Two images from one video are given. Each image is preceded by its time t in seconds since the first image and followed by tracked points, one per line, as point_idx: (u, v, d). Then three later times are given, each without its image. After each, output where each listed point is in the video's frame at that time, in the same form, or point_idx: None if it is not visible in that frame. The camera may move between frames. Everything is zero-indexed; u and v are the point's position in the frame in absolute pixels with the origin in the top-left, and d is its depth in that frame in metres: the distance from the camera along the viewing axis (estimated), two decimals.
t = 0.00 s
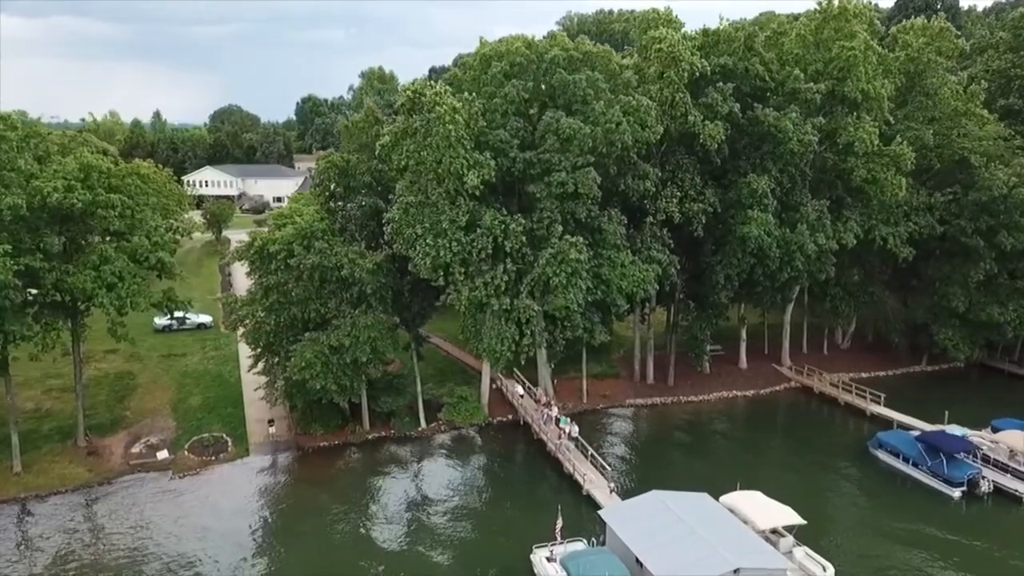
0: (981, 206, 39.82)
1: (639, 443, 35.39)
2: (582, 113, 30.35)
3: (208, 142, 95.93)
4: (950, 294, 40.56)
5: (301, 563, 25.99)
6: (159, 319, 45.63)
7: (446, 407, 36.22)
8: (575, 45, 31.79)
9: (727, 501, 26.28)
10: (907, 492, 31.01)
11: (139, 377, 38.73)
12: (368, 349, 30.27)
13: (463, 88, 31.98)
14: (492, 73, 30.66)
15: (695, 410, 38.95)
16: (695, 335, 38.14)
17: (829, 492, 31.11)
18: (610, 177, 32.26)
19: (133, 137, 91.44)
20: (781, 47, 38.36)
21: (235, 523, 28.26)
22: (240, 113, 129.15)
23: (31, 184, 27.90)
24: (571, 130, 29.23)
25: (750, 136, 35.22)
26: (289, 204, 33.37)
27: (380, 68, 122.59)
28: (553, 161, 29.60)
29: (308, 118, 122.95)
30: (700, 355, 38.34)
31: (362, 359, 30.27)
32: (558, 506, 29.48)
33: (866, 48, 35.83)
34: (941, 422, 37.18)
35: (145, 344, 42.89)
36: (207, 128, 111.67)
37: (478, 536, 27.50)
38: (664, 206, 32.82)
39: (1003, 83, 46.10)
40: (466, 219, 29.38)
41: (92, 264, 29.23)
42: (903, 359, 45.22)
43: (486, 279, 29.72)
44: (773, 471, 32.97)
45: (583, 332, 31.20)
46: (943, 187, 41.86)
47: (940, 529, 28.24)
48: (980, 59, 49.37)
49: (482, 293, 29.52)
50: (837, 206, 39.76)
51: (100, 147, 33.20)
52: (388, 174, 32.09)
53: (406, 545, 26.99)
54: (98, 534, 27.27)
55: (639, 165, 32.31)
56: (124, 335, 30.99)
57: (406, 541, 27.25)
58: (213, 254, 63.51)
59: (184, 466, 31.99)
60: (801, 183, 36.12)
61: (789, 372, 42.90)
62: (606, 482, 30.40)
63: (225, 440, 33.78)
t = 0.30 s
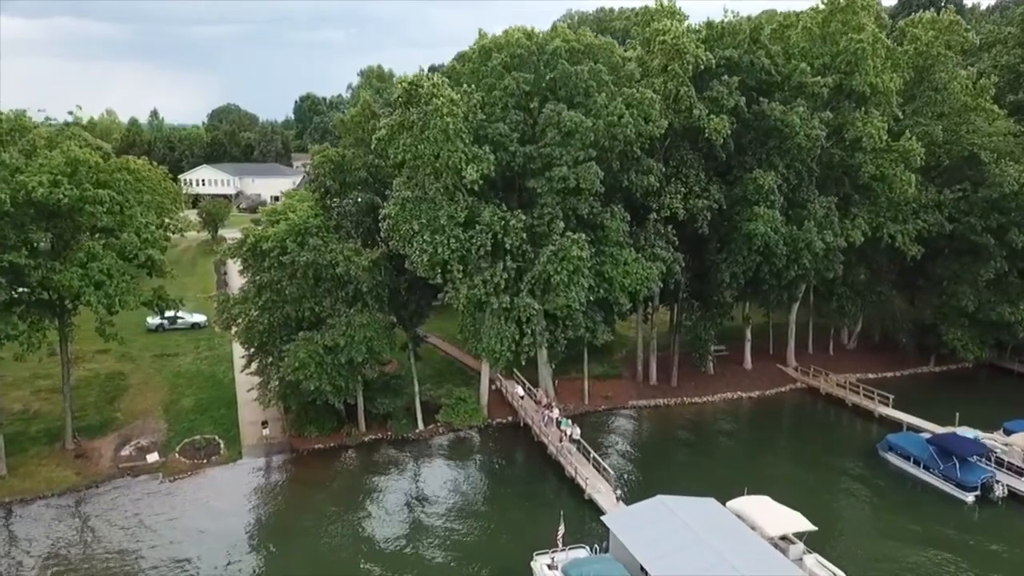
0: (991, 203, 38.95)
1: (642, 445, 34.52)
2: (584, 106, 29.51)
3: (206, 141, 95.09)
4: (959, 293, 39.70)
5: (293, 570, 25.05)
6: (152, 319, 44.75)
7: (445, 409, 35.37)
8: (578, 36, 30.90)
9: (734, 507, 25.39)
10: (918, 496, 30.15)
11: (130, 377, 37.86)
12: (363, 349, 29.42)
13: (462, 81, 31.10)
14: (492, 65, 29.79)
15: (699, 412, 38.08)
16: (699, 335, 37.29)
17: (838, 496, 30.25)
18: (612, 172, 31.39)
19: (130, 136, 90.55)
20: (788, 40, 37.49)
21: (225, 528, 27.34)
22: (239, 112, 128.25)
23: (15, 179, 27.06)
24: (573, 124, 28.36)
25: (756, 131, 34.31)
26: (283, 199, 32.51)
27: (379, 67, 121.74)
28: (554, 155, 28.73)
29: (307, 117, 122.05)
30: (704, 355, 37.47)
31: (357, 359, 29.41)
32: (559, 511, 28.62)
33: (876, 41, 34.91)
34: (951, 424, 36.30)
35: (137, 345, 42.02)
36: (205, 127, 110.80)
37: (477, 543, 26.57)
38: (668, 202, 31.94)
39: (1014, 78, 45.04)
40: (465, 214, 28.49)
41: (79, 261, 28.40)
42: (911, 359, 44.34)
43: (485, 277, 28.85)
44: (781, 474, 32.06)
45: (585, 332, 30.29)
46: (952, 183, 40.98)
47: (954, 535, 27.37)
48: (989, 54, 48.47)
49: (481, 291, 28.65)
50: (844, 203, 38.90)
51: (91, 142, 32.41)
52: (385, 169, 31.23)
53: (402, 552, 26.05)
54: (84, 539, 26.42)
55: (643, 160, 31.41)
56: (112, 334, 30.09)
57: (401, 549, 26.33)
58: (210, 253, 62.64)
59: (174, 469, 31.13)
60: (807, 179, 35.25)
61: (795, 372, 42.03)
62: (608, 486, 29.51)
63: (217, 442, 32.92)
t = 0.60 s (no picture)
0: (1003, 199, 38.05)
1: (645, 448, 33.62)
2: (586, 98, 28.64)
3: (203, 139, 94.16)
4: (970, 292, 38.79)
5: None
6: (144, 318, 43.74)
7: (443, 410, 34.46)
8: (579, 26, 29.91)
9: (742, 513, 24.53)
10: (931, 501, 29.24)
11: (121, 378, 36.92)
12: (359, 349, 28.54)
13: (460, 72, 30.17)
14: (491, 56, 28.89)
15: (703, 413, 37.16)
16: (704, 334, 36.39)
17: (849, 500, 29.34)
18: (615, 166, 30.48)
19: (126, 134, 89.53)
20: (794, 32, 36.55)
21: (215, 534, 26.39)
22: (236, 111, 127.24)
23: None
24: (575, 116, 27.45)
25: (763, 125, 33.36)
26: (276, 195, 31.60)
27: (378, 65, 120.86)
28: (555, 149, 27.82)
29: (305, 115, 121.13)
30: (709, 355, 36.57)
31: (353, 359, 28.50)
32: (561, 516, 27.71)
33: (885, 32, 33.98)
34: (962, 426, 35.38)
35: (129, 345, 41.05)
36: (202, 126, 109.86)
37: (477, 549, 25.67)
38: (673, 197, 31.01)
39: None
40: (463, 210, 27.57)
41: (65, 259, 27.52)
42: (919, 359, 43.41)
43: (484, 275, 27.96)
44: (789, 478, 31.15)
45: (588, 332, 29.35)
46: (962, 180, 40.06)
47: (970, 541, 26.43)
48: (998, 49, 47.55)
49: (480, 289, 27.75)
50: (852, 199, 37.99)
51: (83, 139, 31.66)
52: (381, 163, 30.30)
53: (399, 559, 25.16)
54: (69, 544, 25.52)
55: (647, 154, 30.49)
56: (99, 334, 29.17)
57: (398, 555, 25.42)
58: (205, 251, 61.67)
59: (164, 473, 30.21)
60: (815, 174, 34.35)
61: (801, 373, 41.11)
62: (611, 490, 28.59)
63: (209, 445, 32.00)
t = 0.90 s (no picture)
0: (1015, 195, 37.11)
1: (649, 450, 32.66)
2: (589, 88, 27.71)
3: (200, 137, 93.31)
4: (981, 290, 37.84)
5: None
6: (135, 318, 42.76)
7: (441, 411, 33.54)
8: (580, 15, 28.70)
9: (752, 517, 23.61)
10: (945, 505, 28.30)
11: (111, 378, 35.99)
12: (354, 347, 27.62)
13: (458, 62, 29.26)
14: (491, 44, 27.98)
15: (708, 414, 36.21)
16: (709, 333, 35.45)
17: (860, 504, 28.37)
18: (618, 159, 29.56)
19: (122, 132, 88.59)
20: (801, 23, 35.61)
21: (204, 539, 25.41)
22: (235, 109, 126.38)
23: None
24: (577, 106, 26.52)
25: (770, 118, 32.41)
26: (269, 189, 30.66)
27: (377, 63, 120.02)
28: (557, 140, 26.86)
29: (303, 113, 120.30)
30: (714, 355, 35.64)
31: (347, 358, 27.58)
32: (563, 520, 26.76)
33: (897, 23, 32.99)
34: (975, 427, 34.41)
35: (120, 344, 40.13)
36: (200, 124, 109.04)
37: (476, 554, 24.73)
38: (678, 191, 30.06)
39: None
40: (462, 203, 26.62)
41: (50, 253, 26.60)
42: (929, 359, 42.45)
43: (483, 270, 27.03)
44: (798, 480, 30.19)
45: (591, 330, 28.40)
46: (973, 176, 39.14)
47: (988, 547, 25.47)
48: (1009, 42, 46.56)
49: (479, 286, 26.82)
50: (861, 195, 37.07)
51: (74, 134, 30.92)
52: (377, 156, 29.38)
53: (396, 564, 24.24)
54: (52, 549, 24.54)
55: (651, 147, 29.56)
56: (85, 332, 28.22)
57: (396, 560, 24.48)
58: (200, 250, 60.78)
59: (153, 475, 29.26)
60: (824, 168, 33.41)
61: (808, 373, 40.17)
62: (614, 494, 27.62)
63: (199, 446, 31.05)
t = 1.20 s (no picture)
0: None
1: (653, 451, 31.70)
2: (591, 77, 26.76)
3: (197, 134, 92.42)
4: (993, 287, 36.89)
5: None
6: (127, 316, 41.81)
7: (439, 411, 32.59)
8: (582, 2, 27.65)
9: (765, 523, 22.67)
10: (961, 508, 27.35)
11: (100, 377, 35.04)
12: (348, 344, 26.69)
13: (456, 50, 28.28)
14: (490, 31, 27.04)
15: (714, 415, 35.26)
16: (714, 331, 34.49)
17: (873, 507, 27.43)
18: (622, 151, 28.59)
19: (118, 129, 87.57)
20: (809, 13, 34.65)
21: (193, 542, 24.47)
22: (232, 107, 125.42)
23: None
24: (578, 94, 25.56)
25: (778, 109, 31.45)
26: (261, 182, 29.71)
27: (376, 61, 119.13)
28: (558, 130, 25.89)
29: (302, 111, 119.39)
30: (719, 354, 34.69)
31: (341, 356, 26.64)
32: (565, 524, 25.80)
33: (908, 12, 32.03)
34: (989, 428, 33.45)
35: (111, 342, 39.19)
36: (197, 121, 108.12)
37: (477, 558, 23.72)
38: (684, 184, 29.10)
39: None
40: (459, 195, 25.66)
41: (33, 247, 25.65)
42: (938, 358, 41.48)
43: (482, 265, 26.10)
44: (808, 482, 29.23)
45: (594, 327, 27.44)
46: (984, 170, 38.20)
47: (1008, 552, 24.52)
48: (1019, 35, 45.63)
49: (478, 281, 25.91)
50: (870, 190, 36.13)
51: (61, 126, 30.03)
52: (372, 147, 28.44)
53: (394, 567, 23.32)
54: (34, 553, 23.59)
55: (656, 138, 28.60)
56: (70, 329, 27.24)
57: (393, 563, 23.55)
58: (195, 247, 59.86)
59: (141, 476, 28.29)
60: (833, 161, 32.47)
61: (815, 372, 39.22)
62: (618, 497, 26.67)
63: (189, 447, 30.09)
